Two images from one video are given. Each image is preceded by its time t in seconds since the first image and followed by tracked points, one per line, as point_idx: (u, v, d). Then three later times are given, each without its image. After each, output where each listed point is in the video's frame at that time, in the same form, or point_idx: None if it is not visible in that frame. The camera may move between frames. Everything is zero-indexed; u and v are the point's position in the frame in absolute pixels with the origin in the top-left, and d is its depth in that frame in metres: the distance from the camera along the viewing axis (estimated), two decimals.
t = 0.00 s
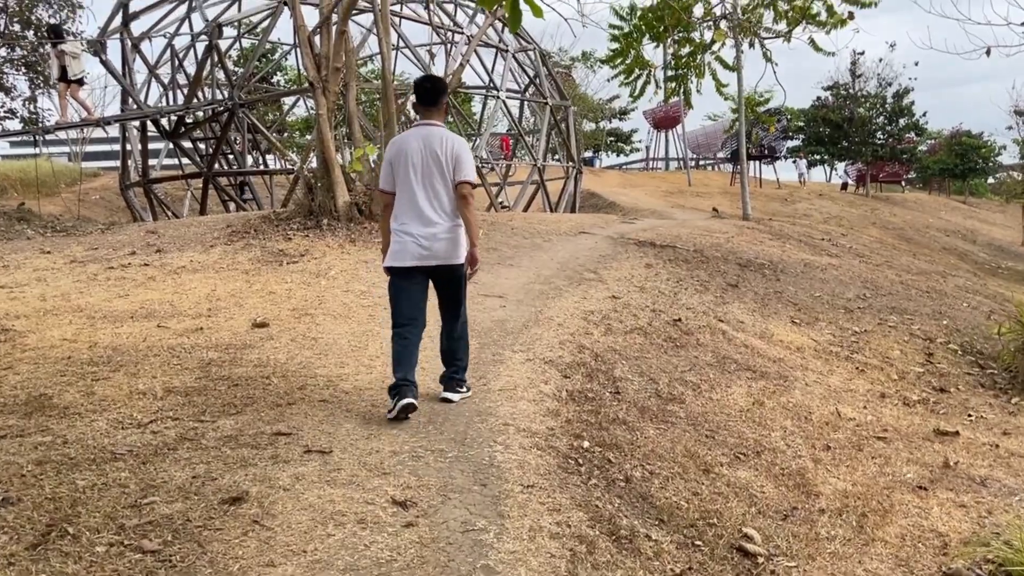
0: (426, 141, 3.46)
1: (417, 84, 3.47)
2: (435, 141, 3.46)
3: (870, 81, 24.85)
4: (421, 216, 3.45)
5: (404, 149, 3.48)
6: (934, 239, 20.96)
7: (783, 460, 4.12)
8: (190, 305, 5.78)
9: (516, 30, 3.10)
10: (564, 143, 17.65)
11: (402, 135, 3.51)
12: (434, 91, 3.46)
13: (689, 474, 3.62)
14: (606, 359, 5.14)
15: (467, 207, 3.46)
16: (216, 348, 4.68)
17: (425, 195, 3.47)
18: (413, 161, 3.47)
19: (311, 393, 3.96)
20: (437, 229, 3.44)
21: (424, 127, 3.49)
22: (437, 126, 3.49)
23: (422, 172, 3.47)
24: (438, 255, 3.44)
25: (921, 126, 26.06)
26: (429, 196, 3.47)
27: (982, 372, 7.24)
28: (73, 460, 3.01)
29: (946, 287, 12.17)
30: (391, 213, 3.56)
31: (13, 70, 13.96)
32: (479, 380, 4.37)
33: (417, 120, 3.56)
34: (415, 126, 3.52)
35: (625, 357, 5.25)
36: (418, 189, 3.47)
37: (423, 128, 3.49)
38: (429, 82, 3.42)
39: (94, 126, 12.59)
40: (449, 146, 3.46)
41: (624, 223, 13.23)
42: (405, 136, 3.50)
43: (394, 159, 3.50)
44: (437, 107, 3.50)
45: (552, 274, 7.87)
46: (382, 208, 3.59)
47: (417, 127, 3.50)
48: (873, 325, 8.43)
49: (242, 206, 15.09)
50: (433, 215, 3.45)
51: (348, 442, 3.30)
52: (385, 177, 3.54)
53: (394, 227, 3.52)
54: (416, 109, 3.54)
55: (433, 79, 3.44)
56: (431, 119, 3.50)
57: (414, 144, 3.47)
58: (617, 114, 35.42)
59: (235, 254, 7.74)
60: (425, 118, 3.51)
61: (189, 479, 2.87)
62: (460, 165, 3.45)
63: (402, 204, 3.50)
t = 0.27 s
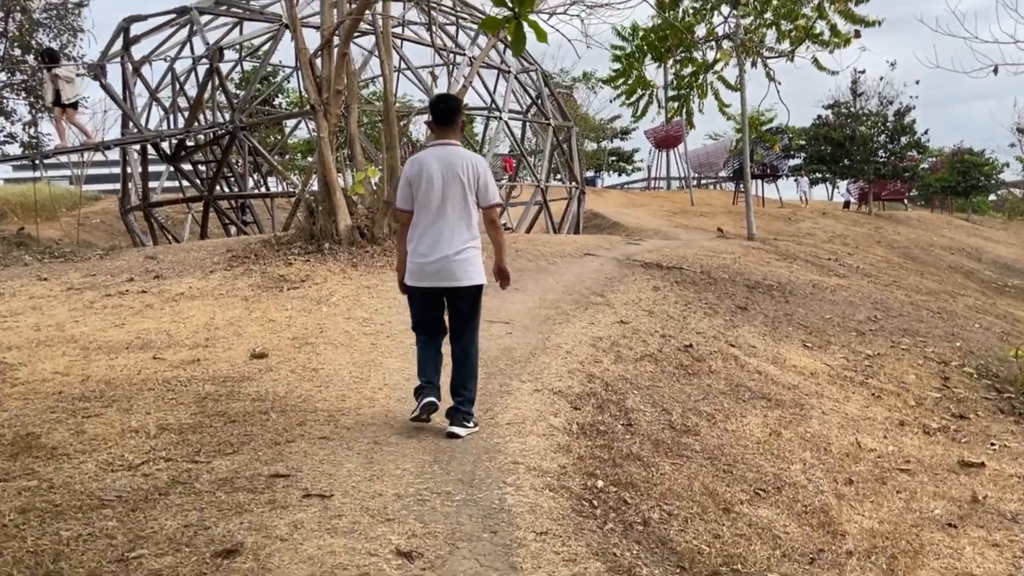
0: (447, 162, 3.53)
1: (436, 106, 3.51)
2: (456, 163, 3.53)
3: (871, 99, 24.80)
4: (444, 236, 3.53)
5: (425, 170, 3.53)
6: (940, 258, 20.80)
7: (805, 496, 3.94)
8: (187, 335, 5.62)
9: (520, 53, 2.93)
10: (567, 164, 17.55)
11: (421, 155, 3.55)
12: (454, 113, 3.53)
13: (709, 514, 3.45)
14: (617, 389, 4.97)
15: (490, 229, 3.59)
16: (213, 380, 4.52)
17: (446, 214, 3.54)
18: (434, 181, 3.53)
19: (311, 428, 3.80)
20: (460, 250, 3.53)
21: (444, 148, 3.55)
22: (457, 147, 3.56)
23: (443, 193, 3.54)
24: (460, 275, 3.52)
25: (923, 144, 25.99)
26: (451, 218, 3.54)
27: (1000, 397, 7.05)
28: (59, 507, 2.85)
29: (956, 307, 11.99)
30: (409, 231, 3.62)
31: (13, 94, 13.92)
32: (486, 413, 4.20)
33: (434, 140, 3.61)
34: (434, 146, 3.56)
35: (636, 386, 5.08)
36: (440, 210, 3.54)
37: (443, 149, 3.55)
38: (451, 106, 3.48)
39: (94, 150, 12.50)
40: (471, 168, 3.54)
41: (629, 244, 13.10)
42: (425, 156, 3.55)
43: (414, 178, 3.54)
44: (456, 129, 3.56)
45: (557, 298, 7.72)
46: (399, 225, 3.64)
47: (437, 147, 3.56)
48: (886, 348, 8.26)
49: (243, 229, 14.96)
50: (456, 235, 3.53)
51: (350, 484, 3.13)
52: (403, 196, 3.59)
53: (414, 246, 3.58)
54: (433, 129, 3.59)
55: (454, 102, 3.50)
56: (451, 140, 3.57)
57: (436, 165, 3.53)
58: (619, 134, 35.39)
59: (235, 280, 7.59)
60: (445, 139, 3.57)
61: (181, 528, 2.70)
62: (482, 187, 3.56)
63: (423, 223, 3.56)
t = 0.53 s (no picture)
0: (457, 197, 3.45)
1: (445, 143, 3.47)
2: (466, 197, 3.45)
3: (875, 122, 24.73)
4: (455, 269, 3.41)
5: (435, 204, 3.45)
6: (948, 281, 20.60)
7: (831, 542, 3.73)
8: (184, 368, 5.44)
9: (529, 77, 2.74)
10: (572, 188, 17.43)
11: (431, 191, 3.48)
12: (464, 149, 3.48)
13: (733, 566, 3.24)
14: (630, 425, 4.76)
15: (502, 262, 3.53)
16: (208, 418, 4.32)
17: (456, 248, 3.42)
18: (445, 215, 3.44)
19: (310, 472, 3.60)
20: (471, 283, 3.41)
21: (454, 183, 3.48)
22: (467, 182, 3.49)
23: (454, 227, 3.44)
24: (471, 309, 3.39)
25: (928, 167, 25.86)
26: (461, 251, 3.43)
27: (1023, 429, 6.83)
28: (37, 565, 2.65)
29: (969, 333, 11.78)
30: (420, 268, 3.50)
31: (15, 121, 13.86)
32: (494, 453, 4.00)
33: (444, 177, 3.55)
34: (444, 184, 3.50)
35: (649, 422, 4.88)
36: (450, 244, 3.43)
37: (453, 185, 3.49)
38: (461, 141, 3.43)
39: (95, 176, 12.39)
40: (481, 201, 3.47)
41: (635, 269, 12.92)
42: (435, 192, 3.48)
43: (424, 214, 3.45)
44: (466, 165, 3.51)
45: (565, 326, 7.53)
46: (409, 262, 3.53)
47: (447, 183, 3.49)
48: (902, 377, 8.04)
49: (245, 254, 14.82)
50: (467, 268, 3.41)
51: (350, 536, 2.93)
52: (413, 232, 3.49)
53: (425, 281, 3.45)
54: (443, 166, 3.53)
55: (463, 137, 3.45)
56: (461, 175, 3.51)
57: (446, 200, 3.45)
58: (622, 157, 35.36)
59: (234, 310, 7.42)
60: (454, 175, 3.51)
61: None
62: (492, 221, 3.48)
63: (433, 258, 3.45)
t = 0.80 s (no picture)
0: (457, 219, 3.38)
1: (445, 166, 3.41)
2: (466, 220, 3.38)
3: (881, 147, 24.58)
4: (455, 292, 3.34)
5: (435, 226, 3.38)
6: (958, 307, 20.33)
7: None
8: (175, 398, 5.22)
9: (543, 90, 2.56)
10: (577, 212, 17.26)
11: (431, 214, 3.41)
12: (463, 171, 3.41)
13: None
14: (642, 459, 4.52)
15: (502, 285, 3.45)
16: (197, 452, 4.10)
17: (456, 270, 3.35)
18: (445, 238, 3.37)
19: (302, 511, 3.37)
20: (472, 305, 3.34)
21: (454, 205, 3.41)
22: (466, 204, 3.42)
23: (454, 248, 3.37)
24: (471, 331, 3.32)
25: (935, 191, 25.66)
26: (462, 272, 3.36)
27: None
28: None
29: (985, 360, 11.50)
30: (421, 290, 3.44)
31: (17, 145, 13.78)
32: (500, 489, 3.76)
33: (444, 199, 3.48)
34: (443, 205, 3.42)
35: (661, 455, 4.64)
36: (450, 266, 3.36)
37: (453, 207, 3.41)
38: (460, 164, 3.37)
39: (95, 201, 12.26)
40: (481, 223, 3.39)
41: (643, 294, 12.70)
42: (435, 214, 3.41)
43: (424, 236, 3.39)
44: (466, 187, 3.44)
45: (572, 354, 7.31)
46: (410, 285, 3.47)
47: (447, 206, 3.42)
48: (920, 407, 7.78)
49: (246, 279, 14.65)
50: (467, 290, 3.34)
51: None
52: (414, 255, 3.42)
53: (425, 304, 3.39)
54: (443, 188, 3.46)
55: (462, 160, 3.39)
56: (460, 197, 3.44)
57: (446, 222, 3.38)
58: (627, 182, 35.25)
59: (232, 336, 7.22)
60: (454, 198, 3.44)
61: None
62: (492, 243, 3.40)
63: (433, 281, 3.38)
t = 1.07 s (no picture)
0: (470, 244, 3.36)
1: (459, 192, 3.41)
2: (477, 245, 3.35)
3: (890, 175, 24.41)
4: (466, 318, 3.31)
5: (449, 253, 3.38)
6: (970, 336, 20.02)
7: None
8: (171, 432, 5.00)
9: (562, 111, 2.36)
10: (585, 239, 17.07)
11: (447, 240, 3.42)
12: (476, 196, 3.39)
13: None
14: (661, 502, 4.28)
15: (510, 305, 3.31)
16: (190, 494, 3.87)
17: (468, 296, 3.33)
18: (457, 263, 3.35)
19: (301, 561, 3.14)
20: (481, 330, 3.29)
21: (468, 230, 3.40)
22: (480, 229, 3.39)
23: (466, 274, 3.34)
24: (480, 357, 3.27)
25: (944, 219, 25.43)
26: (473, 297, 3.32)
27: None
28: None
29: (1004, 393, 11.21)
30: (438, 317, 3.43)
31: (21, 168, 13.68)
32: (512, 536, 3.52)
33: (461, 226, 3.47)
34: (457, 231, 3.41)
35: (681, 498, 4.39)
36: (462, 291, 3.34)
37: (467, 233, 3.40)
38: (471, 190, 3.36)
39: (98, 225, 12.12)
40: (492, 247, 3.34)
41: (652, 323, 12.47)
42: (449, 240, 3.41)
43: (439, 263, 3.39)
44: (481, 212, 3.41)
45: (583, 386, 7.08)
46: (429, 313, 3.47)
47: (461, 231, 3.41)
48: (943, 443, 7.51)
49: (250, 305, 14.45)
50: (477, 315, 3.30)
51: None
52: (430, 282, 3.43)
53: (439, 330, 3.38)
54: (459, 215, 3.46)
55: (474, 185, 3.37)
56: (475, 223, 3.42)
57: (459, 248, 3.36)
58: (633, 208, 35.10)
59: (232, 366, 7.01)
60: (468, 223, 3.42)
61: None
62: (503, 265, 3.32)
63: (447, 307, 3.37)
